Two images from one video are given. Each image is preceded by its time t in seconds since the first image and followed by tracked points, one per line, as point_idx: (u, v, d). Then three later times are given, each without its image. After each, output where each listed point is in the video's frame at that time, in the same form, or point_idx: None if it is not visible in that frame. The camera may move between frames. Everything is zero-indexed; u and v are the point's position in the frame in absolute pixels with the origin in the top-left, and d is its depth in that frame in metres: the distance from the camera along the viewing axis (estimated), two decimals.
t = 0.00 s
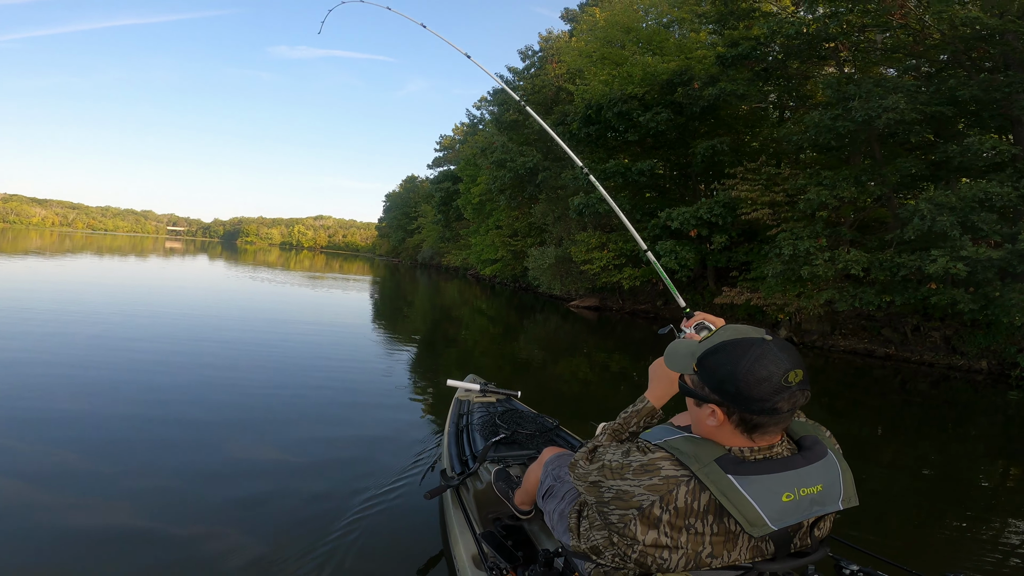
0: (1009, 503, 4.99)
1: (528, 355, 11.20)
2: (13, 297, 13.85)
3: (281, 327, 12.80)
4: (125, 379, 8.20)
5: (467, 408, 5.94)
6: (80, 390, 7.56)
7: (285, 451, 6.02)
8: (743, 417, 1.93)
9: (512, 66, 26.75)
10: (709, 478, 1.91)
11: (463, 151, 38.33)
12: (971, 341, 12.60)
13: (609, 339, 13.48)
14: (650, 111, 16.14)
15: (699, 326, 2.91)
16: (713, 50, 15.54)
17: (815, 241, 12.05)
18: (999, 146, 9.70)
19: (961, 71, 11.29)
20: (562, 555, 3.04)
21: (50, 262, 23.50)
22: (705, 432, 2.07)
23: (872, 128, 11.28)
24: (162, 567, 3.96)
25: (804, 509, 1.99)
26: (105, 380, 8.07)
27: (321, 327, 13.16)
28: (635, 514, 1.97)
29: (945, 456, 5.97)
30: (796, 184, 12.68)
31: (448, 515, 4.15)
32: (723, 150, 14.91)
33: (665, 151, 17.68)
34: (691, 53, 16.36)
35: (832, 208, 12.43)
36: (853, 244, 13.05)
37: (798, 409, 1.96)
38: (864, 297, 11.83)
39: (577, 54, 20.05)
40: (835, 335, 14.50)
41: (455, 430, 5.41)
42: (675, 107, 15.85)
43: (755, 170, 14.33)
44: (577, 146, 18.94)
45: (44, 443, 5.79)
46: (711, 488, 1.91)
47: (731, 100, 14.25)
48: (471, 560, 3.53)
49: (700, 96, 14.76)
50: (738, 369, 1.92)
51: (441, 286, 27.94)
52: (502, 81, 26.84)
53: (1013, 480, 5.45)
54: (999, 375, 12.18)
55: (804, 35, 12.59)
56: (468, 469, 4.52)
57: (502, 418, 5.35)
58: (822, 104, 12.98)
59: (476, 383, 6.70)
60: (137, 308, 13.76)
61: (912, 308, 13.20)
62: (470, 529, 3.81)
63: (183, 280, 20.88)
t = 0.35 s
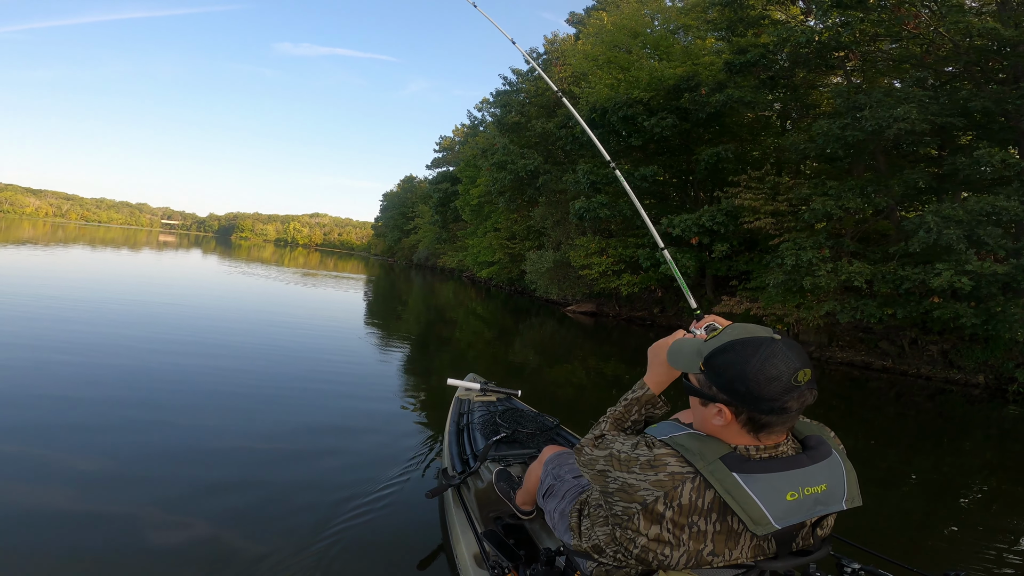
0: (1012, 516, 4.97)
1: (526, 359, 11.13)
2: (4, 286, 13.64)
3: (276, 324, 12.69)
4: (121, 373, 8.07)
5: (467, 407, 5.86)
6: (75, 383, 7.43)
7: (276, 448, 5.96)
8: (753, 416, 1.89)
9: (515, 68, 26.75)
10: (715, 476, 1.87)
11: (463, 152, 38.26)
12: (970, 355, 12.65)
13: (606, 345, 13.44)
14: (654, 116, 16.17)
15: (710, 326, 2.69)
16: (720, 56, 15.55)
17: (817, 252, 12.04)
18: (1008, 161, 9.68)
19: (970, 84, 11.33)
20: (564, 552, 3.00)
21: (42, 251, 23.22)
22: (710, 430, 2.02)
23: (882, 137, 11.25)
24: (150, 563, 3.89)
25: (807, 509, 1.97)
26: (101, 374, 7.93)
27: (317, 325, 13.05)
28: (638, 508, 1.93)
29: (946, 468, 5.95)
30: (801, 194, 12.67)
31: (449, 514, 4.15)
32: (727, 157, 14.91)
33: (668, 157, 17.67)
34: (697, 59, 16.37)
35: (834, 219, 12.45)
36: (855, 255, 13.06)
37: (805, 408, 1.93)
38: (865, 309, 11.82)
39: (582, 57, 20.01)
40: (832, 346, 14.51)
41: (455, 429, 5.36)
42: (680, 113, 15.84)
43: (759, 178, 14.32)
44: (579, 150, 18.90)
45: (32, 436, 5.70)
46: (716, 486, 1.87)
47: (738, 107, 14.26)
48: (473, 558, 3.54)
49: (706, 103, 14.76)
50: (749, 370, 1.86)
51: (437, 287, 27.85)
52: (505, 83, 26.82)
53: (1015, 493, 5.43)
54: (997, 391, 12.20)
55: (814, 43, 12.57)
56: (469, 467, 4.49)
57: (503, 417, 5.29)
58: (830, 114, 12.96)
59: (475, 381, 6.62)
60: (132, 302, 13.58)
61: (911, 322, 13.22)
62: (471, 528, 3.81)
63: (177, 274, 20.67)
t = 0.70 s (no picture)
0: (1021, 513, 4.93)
1: (524, 358, 11.05)
2: None
3: (272, 325, 12.56)
4: (118, 375, 7.95)
5: (466, 408, 5.78)
6: (72, 387, 7.32)
7: (271, 450, 5.87)
8: (730, 410, 1.88)
9: (509, 65, 26.67)
10: (700, 467, 1.83)
11: (457, 150, 38.13)
12: (971, 351, 12.65)
13: (605, 343, 13.38)
14: (651, 111, 16.14)
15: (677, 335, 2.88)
16: (717, 52, 15.52)
17: (818, 248, 12.00)
18: (1013, 155, 9.64)
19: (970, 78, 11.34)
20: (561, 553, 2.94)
21: (33, 254, 22.93)
22: (691, 427, 2.00)
23: (884, 131, 11.20)
24: (140, 566, 3.83)
25: (795, 499, 1.90)
26: (99, 377, 7.82)
27: (313, 326, 12.93)
28: (629, 510, 1.88)
29: (951, 466, 5.91)
30: (801, 189, 12.63)
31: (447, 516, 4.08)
32: (724, 153, 14.87)
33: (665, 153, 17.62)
34: (692, 54, 16.31)
35: (834, 214, 12.42)
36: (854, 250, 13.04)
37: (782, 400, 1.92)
38: (868, 306, 11.81)
39: (577, 54, 19.92)
40: (832, 343, 14.48)
41: (454, 430, 5.28)
42: (677, 108, 15.79)
43: (757, 174, 14.29)
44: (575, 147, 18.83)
45: (22, 439, 5.61)
46: (703, 478, 1.82)
47: (735, 102, 14.23)
48: (470, 559, 3.47)
49: (704, 98, 14.71)
50: (724, 364, 1.87)
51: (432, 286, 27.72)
52: (499, 80, 26.72)
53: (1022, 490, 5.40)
54: (998, 386, 12.20)
55: (813, 37, 12.49)
56: (467, 468, 4.42)
57: (503, 418, 5.22)
58: (830, 109, 12.91)
59: (473, 382, 6.54)
60: (127, 305, 13.43)
61: (911, 318, 13.20)
62: (468, 529, 3.74)
63: (171, 276, 20.45)
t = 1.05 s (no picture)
0: None
1: (524, 356, 11.01)
2: None
3: (269, 327, 12.48)
4: (117, 381, 7.89)
5: (466, 409, 5.74)
6: (71, 393, 7.27)
7: (270, 451, 5.85)
8: (694, 368, 2.07)
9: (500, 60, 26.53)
10: (674, 425, 1.96)
11: (450, 148, 37.92)
12: (973, 342, 12.65)
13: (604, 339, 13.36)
14: (645, 105, 16.08)
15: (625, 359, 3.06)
16: (711, 44, 15.47)
17: (819, 240, 12.00)
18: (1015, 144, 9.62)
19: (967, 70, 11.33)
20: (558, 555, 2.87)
21: (25, 260, 22.70)
22: (663, 391, 2.17)
23: (883, 122, 11.17)
24: (138, 564, 3.84)
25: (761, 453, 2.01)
26: (98, 382, 7.76)
27: (311, 327, 12.86)
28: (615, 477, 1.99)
29: (956, 456, 5.93)
30: (800, 181, 12.60)
31: (447, 517, 4.03)
32: (721, 145, 14.83)
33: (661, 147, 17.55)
34: (686, 47, 16.26)
35: (833, 206, 12.41)
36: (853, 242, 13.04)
37: (741, 363, 2.11)
38: (871, 298, 11.83)
39: (570, 48, 19.80)
40: (832, 335, 14.47)
41: (454, 430, 5.25)
42: (672, 101, 15.74)
43: (753, 167, 14.27)
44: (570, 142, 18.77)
45: (20, 443, 5.58)
46: (679, 435, 1.95)
47: (730, 94, 14.20)
48: (469, 560, 3.42)
49: (699, 91, 14.68)
50: (686, 325, 2.06)
51: (428, 285, 27.62)
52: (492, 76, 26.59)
53: None
54: (1002, 377, 12.19)
55: (808, 27, 12.43)
56: (466, 469, 4.39)
57: (502, 418, 5.18)
58: (828, 101, 12.88)
59: (474, 382, 6.51)
60: (123, 309, 13.31)
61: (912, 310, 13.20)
62: (467, 530, 3.70)
63: (165, 279, 20.29)
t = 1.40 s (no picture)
0: None
1: (522, 354, 10.99)
2: None
3: (264, 323, 12.34)
4: (111, 376, 7.77)
5: (467, 408, 5.69)
6: (66, 387, 7.14)
7: (267, 446, 5.79)
8: (682, 333, 2.33)
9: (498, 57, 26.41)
10: (667, 378, 2.18)
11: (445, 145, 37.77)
12: (968, 346, 12.78)
13: (601, 339, 13.35)
14: (645, 104, 16.05)
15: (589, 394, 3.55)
16: (712, 44, 15.47)
17: (818, 242, 12.05)
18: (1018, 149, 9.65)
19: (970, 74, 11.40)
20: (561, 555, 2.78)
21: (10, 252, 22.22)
22: (655, 357, 2.43)
23: (884, 124, 11.22)
24: (128, 558, 3.78)
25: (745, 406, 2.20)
26: (92, 377, 7.62)
27: (307, 324, 12.73)
28: (616, 432, 2.14)
29: (956, 458, 6.00)
30: (800, 182, 12.64)
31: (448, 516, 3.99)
32: (720, 146, 14.85)
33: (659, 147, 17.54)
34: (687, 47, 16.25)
35: (831, 209, 12.47)
36: (850, 244, 13.10)
37: (725, 338, 2.35)
38: (869, 301, 11.90)
39: (569, 46, 19.72)
40: (828, 338, 14.53)
41: (454, 429, 5.20)
42: (672, 101, 15.73)
43: (752, 168, 14.30)
44: (569, 140, 18.74)
45: (14, 437, 5.48)
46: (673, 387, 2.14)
47: (731, 95, 14.21)
48: (472, 559, 3.38)
49: (700, 90, 14.66)
50: (676, 295, 2.35)
51: (421, 282, 27.47)
52: (489, 73, 26.47)
53: None
54: (997, 381, 12.30)
55: (811, 29, 12.45)
56: (468, 468, 4.34)
57: (503, 417, 5.13)
58: (829, 103, 12.90)
59: (475, 381, 6.46)
60: (114, 304, 13.09)
61: (908, 313, 13.29)
62: (470, 529, 3.66)
63: (155, 273, 19.96)
